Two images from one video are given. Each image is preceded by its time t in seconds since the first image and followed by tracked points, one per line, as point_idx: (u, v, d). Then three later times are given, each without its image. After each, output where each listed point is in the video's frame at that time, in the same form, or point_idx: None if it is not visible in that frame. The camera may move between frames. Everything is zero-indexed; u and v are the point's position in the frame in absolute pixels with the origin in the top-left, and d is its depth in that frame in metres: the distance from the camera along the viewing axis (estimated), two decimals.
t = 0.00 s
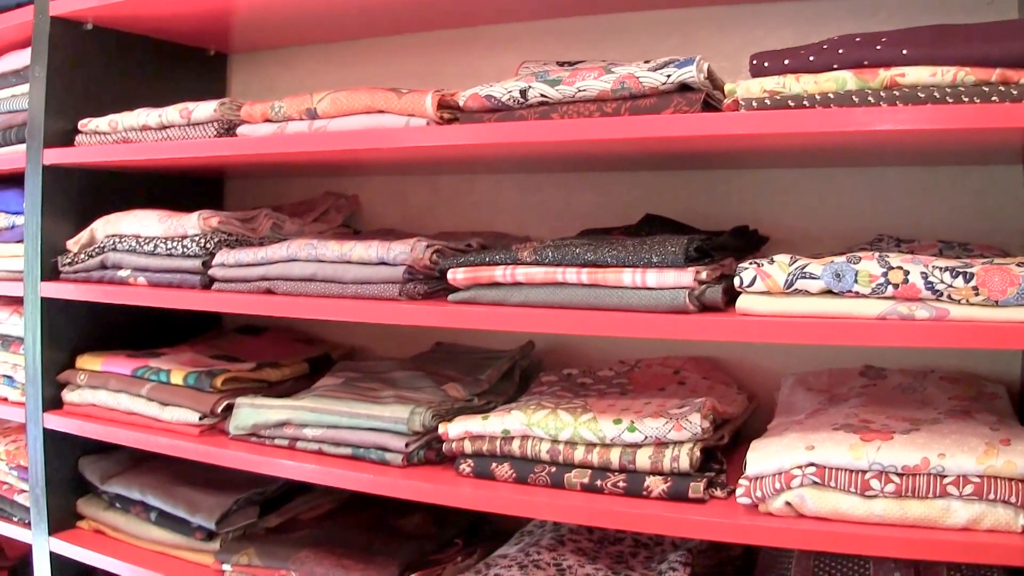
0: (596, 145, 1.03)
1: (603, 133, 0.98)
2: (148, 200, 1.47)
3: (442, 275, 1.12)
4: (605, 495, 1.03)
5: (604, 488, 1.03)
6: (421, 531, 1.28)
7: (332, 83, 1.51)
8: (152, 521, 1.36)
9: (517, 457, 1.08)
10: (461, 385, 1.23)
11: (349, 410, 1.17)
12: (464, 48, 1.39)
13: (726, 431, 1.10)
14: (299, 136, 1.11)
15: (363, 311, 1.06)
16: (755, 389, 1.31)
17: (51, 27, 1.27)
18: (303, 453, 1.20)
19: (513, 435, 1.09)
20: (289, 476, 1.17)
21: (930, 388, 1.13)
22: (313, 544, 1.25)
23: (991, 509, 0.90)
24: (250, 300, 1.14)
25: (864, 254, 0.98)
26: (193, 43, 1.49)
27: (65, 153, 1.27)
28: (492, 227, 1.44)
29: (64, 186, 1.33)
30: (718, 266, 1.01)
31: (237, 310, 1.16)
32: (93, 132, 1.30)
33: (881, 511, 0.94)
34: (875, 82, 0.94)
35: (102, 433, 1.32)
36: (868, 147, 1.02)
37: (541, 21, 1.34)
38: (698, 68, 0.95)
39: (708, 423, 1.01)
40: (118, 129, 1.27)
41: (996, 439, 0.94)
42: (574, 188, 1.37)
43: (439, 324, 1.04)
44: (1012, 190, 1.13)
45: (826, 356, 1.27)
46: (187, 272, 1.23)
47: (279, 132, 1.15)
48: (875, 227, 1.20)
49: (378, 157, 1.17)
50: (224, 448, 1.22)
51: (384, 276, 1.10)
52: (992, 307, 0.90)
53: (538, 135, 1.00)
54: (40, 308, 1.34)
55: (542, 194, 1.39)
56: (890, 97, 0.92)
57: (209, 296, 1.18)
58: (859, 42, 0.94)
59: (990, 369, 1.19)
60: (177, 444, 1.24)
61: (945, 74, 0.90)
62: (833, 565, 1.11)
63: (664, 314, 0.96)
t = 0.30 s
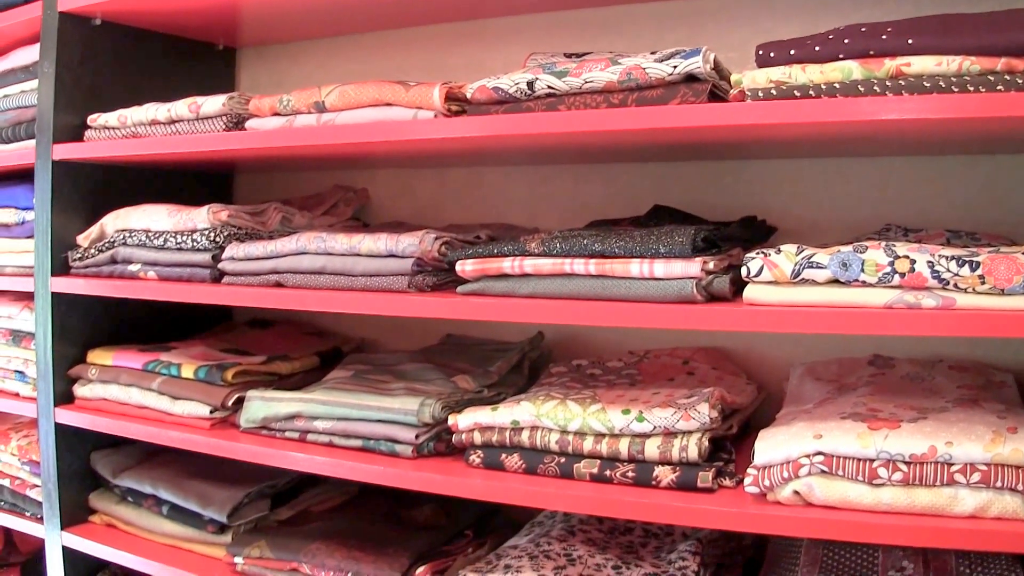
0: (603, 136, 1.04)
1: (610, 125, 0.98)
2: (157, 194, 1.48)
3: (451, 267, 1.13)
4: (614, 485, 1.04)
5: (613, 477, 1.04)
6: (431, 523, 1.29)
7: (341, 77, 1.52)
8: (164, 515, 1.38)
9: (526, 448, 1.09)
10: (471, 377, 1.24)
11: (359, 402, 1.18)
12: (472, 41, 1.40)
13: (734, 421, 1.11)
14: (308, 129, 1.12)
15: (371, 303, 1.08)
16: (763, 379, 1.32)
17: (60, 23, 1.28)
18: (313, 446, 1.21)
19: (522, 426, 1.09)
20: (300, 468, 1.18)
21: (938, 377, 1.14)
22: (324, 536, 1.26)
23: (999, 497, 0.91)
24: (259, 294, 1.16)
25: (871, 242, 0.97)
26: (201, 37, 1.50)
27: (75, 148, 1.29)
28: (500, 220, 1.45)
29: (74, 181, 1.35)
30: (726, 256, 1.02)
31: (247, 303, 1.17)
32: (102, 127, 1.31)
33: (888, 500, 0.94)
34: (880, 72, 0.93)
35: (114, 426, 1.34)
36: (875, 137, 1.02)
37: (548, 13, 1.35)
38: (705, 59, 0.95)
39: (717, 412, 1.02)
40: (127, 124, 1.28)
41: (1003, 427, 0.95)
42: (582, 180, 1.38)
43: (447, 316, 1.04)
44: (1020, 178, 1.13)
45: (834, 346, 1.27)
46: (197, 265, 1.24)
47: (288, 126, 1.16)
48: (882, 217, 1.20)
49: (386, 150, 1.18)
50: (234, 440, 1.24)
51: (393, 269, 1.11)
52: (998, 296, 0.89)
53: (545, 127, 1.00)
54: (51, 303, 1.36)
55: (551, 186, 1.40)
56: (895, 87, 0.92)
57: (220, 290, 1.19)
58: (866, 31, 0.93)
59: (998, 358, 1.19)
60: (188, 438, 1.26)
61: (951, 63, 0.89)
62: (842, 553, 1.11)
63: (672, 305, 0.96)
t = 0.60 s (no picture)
0: (609, 132, 1.04)
1: (617, 120, 0.98)
2: (164, 192, 1.49)
3: (458, 263, 1.13)
4: (621, 479, 1.04)
5: (621, 472, 1.04)
6: (439, 519, 1.30)
7: (347, 74, 1.53)
8: (172, 512, 1.38)
9: (534, 443, 1.09)
10: (478, 372, 1.24)
11: (367, 398, 1.19)
12: (477, 38, 1.41)
13: (742, 415, 1.11)
14: (315, 126, 1.13)
15: (379, 300, 1.08)
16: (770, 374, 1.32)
17: (68, 21, 1.29)
18: (321, 442, 1.22)
19: (530, 422, 1.10)
20: (309, 464, 1.19)
21: (944, 371, 1.14)
22: (332, 532, 1.26)
23: (1005, 490, 0.91)
24: (268, 290, 1.16)
25: (877, 236, 0.96)
26: (208, 35, 1.51)
27: (83, 146, 1.30)
28: (507, 216, 1.45)
29: (82, 180, 1.36)
30: (732, 251, 1.02)
31: (255, 300, 1.18)
32: (109, 125, 1.32)
33: (895, 493, 0.94)
34: (886, 66, 0.92)
35: (122, 423, 1.34)
36: (880, 131, 1.02)
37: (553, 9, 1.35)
38: (710, 54, 0.95)
39: (724, 407, 1.02)
40: (135, 122, 1.29)
41: (1010, 421, 0.95)
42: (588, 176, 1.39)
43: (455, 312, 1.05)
44: None
45: (841, 341, 1.27)
46: (205, 263, 1.25)
47: (295, 123, 1.17)
48: (889, 211, 1.20)
49: (392, 147, 1.18)
50: (242, 437, 1.24)
51: (400, 265, 1.12)
52: (1004, 289, 0.89)
53: (552, 123, 1.00)
54: (60, 301, 1.37)
55: (557, 182, 1.40)
56: (901, 82, 0.91)
57: (228, 287, 1.20)
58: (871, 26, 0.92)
59: (1005, 352, 1.20)
60: (197, 434, 1.27)
61: (956, 58, 0.89)
62: (850, 547, 1.12)
63: (679, 300, 0.96)
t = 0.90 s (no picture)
0: (617, 127, 1.03)
1: (626, 115, 0.97)
2: (165, 193, 1.48)
3: (465, 260, 1.12)
4: (634, 477, 1.03)
5: (633, 469, 1.03)
6: (448, 518, 1.29)
7: (348, 72, 1.52)
8: (178, 515, 1.37)
9: (545, 441, 1.08)
10: (486, 371, 1.23)
11: (374, 398, 1.18)
12: (480, 34, 1.40)
13: (753, 410, 1.11)
14: (319, 124, 1.12)
15: (386, 299, 1.07)
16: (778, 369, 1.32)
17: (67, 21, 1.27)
18: (329, 443, 1.21)
19: (540, 420, 1.09)
20: (316, 465, 1.18)
21: (954, 364, 1.14)
22: (340, 533, 1.25)
23: (1020, 482, 0.90)
24: (273, 290, 1.15)
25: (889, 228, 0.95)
26: (207, 33, 1.50)
27: (83, 147, 1.28)
28: (511, 213, 1.44)
29: (83, 181, 1.34)
30: (743, 245, 1.01)
31: (261, 300, 1.17)
32: (109, 125, 1.31)
33: (910, 487, 0.93)
34: (897, 58, 0.91)
35: (126, 426, 1.33)
36: (890, 124, 1.02)
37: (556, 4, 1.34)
38: (719, 47, 0.93)
39: (736, 403, 1.02)
40: (136, 122, 1.28)
41: None
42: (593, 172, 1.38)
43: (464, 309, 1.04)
44: None
45: (850, 335, 1.27)
46: (208, 263, 1.24)
47: (299, 121, 1.16)
48: (897, 205, 1.19)
49: (397, 144, 1.17)
50: (248, 439, 1.23)
51: (407, 263, 1.11)
52: (1018, 282, 0.88)
53: (560, 118, 0.99)
54: (61, 303, 1.35)
55: (562, 178, 1.39)
56: (912, 74, 0.89)
57: (232, 287, 1.19)
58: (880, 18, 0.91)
59: (1014, 343, 1.19)
60: (202, 436, 1.26)
61: (968, 50, 0.88)
62: (864, 541, 1.11)
63: (690, 295, 0.95)
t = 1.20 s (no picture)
0: (633, 121, 1.01)
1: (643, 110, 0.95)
2: (165, 192, 1.45)
3: (478, 258, 1.10)
4: (655, 475, 1.02)
5: (654, 467, 1.02)
6: (460, 520, 1.27)
7: (349, 69, 1.49)
8: (183, 520, 1.34)
9: (562, 440, 1.07)
10: (497, 370, 1.22)
11: (386, 399, 1.16)
12: (484, 30, 1.38)
13: (769, 407, 1.10)
14: (327, 120, 1.09)
15: (399, 298, 1.05)
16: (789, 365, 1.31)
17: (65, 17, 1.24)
18: (339, 445, 1.19)
19: (557, 418, 1.07)
20: (328, 468, 1.16)
21: (968, 357, 1.13)
22: (351, 536, 1.23)
23: None
24: (281, 290, 1.13)
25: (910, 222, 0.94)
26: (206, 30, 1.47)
27: (82, 145, 1.25)
28: (516, 211, 1.42)
29: (81, 180, 1.31)
30: (762, 241, 0.99)
31: (269, 300, 1.14)
32: (109, 123, 1.28)
33: (935, 480, 0.92)
34: (917, 52, 0.88)
35: (129, 431, 1.30)
36: (905, 117, 1.00)
37: None
38: (738, 41, 0.90)
39: (756, 399, 1.01)
40: (136, 120, 1.25)
41: None
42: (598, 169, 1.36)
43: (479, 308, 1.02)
44: None
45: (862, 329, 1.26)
46: (212, 263, 1.21)
47: (306, 118, 1.13)
48: (908, 199, 1.19)
49: (406, 141, 1.15)
50: (256, 441, 1.21)
51: (420, 261, 1.08)
52: None
53: (575, 112, 0.97)
54: (60, 305, 1.32)
55: (568, 175, 1.37)
56: (933, 67, 0.86)
57: (238, 287, 1.16)
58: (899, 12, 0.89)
59: None
60: (209, 440, 1.23)
61: (988, 42, 0.85)
62: (882, 536, 1.10)
63: (712, 290, 0.93)
